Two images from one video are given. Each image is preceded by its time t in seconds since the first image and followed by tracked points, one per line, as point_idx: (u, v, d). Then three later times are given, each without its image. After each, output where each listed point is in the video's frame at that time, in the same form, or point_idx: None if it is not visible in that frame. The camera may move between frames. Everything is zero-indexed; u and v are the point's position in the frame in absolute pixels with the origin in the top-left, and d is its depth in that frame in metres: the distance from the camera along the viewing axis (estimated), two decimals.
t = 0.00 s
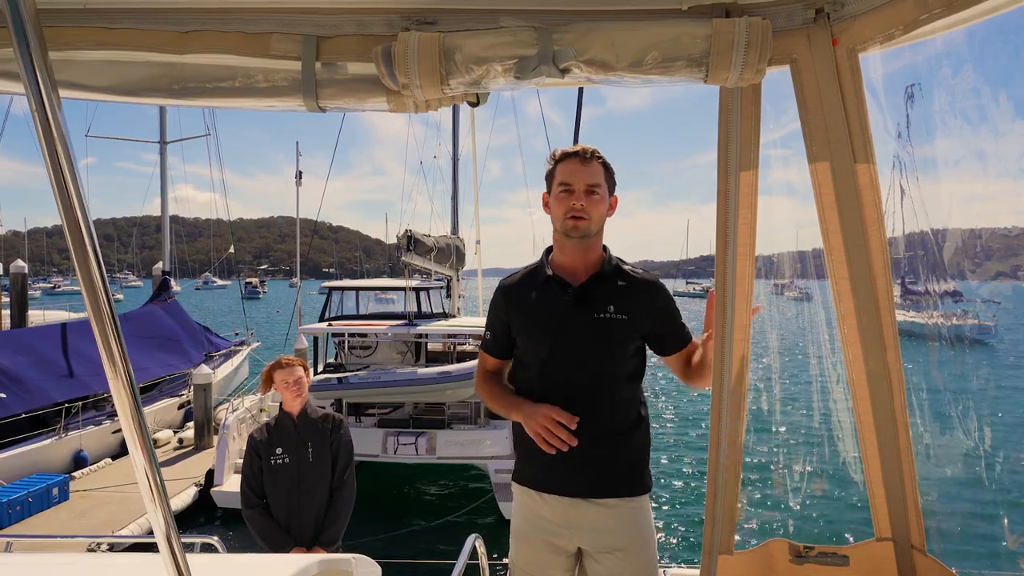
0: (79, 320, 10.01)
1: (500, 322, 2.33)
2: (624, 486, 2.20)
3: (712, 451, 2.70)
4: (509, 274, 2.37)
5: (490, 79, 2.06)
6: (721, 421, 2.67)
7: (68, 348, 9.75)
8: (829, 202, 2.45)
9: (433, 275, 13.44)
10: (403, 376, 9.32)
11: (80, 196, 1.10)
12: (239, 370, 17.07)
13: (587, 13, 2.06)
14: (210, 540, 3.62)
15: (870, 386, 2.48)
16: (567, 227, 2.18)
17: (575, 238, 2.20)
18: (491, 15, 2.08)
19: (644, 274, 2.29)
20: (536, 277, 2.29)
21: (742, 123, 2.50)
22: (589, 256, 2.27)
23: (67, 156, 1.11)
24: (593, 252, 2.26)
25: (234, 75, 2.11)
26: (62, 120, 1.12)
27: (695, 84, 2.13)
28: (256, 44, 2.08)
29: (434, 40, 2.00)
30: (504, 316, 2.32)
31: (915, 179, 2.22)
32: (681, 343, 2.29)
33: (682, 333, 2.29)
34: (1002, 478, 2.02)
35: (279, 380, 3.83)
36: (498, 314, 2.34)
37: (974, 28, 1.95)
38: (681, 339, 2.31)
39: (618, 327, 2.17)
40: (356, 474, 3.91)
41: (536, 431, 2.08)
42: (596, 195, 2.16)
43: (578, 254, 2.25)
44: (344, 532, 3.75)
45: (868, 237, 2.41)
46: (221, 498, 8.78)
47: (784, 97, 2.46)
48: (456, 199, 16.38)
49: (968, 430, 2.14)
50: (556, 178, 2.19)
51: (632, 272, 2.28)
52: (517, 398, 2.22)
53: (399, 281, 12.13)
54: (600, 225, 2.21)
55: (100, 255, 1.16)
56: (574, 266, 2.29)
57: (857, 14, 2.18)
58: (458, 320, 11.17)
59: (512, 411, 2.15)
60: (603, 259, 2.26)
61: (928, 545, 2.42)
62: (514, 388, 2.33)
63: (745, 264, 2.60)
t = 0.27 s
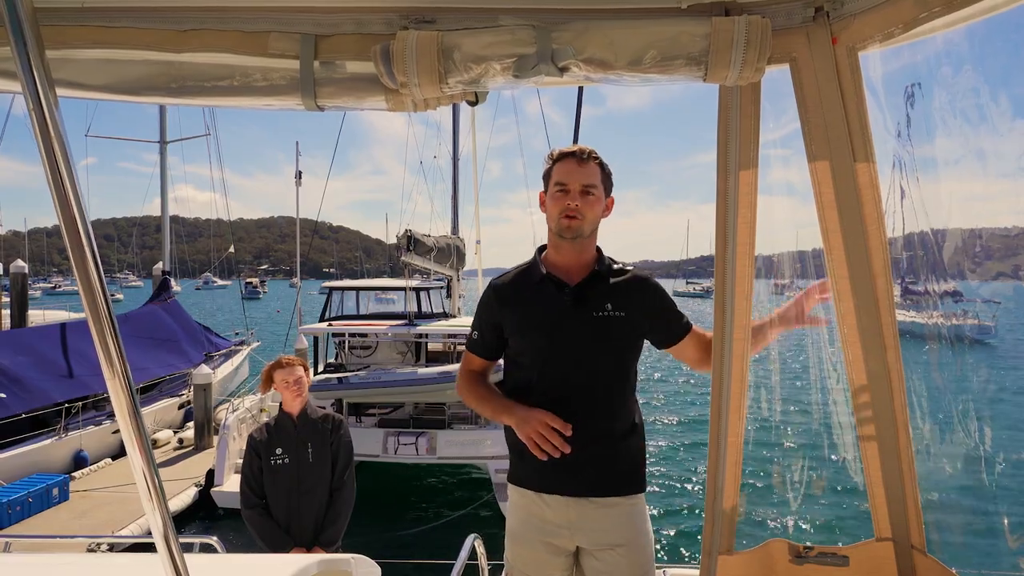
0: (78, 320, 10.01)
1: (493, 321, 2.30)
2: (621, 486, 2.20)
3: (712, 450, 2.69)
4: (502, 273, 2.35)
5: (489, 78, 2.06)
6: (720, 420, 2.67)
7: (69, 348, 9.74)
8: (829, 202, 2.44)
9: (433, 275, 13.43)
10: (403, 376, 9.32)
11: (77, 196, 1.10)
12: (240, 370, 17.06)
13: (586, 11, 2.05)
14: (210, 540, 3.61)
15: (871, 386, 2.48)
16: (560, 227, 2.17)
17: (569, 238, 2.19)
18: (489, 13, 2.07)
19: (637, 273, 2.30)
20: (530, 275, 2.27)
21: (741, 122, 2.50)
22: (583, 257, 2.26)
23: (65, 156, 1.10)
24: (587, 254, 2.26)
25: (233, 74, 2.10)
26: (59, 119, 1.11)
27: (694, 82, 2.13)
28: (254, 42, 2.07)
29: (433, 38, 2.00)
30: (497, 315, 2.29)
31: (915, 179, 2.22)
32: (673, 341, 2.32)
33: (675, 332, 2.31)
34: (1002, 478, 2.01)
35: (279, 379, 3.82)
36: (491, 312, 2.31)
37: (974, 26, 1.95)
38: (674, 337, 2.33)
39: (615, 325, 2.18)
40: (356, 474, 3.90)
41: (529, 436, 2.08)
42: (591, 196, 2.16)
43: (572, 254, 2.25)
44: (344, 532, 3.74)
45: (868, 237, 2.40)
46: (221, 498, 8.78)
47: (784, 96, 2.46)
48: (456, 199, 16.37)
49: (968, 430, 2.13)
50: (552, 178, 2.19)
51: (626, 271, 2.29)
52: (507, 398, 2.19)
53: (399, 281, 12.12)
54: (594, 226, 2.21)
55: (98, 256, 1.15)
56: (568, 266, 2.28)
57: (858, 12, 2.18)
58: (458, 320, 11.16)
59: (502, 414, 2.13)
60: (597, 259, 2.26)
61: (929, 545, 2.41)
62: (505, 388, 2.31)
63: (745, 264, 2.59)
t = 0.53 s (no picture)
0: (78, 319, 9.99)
1: (492, 320, 2.28)
2: (620, 486, 2.18)
3: (712, 449, 2.68)
4: (501, 272, 2.33)
5: (487, 75, 2.04)
6: (721, 419, 2.67)
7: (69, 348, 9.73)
8: (830, 201, 2.43)
9: (433, 275, 13.42)
10: (403, 376, 9.30)
11: (73, 195, 1.08)
12: (240, 370, 17.06)
13: (584, 8, 2.03)
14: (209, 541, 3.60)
15: (873, 386, 2.46)
16: (556, 226, 2.16)
17: (566, 237, 2.18)
18: (488, 10, 2.06)
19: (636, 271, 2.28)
20: (529, 274, 2.26)
21: (741, 120, 2.49)
22: (581, 256, 2.25)
23: (60, 155, 1.09)
24: (585, 252, 2.25)
25: (230, 71, 2.09)
26: (55, 118, 1.10)
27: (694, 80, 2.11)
28: (251, 40, 2.06)
29: (431, 35, 1.98)
30: (496, 313, 2.28)
31: (917, 177, 2.20)
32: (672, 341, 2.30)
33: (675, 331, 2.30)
34: (1006, 478, 2.00)
35: (279, 379, 3.80)
36: (490, 311, 2.29)
37: (977, 23, 1.93)
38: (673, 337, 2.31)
39: (614, 325, 2.16)
40: (356, 475, 3.89)
41: (529, 435, 2.06)
42: (586, 195, 2.14)
43: (570, 254, 2.23)
44: (344, 532, 3.73)
45: (870, 236, 2.39)
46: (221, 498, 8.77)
47: (784, 94, 2.45)
48: (456, 199, 16.36)
49: (972, 429, 2.12)
50: (545, 178, 2.17)
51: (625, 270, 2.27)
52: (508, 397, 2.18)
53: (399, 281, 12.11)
54: (591, 224, 2.19)
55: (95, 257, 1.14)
56: (566, 265, 2.26)
57: (859, 8, 2.16)
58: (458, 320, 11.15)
59: (502, 413, 2.11)
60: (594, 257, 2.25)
61: (932, 545, 2.40)
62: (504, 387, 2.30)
63: (745, 263, 2.58)
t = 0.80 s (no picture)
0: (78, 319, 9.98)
1: (493, 319, 2.27)
2: (620, 487, 2.17)
3: (712, 450, 2.68)
4: (503, 271, 2.31)
5: (486, 72, 2.02)
6: (722, 419, 2.66)
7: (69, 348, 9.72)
8: (832, 199, 2.41)
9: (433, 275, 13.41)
10: (403, 375, 9.29)
11: (67, 191, 1.07)
12: (240, 370, 17.05)
13: (583, 4, 2.02)
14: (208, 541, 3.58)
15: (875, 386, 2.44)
16: (556, 226, 2.15)
17: (567, 237, 2.16)
18: (486, 6, 2.04)
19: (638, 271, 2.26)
20: (530, 273, 2.24)
21: (742, 118, 2.48)
22: (583, 255, 2.23)
23: (54, 151, 1.07)
24: (587, 251, 2.23)
25: (227, 68, 2.07)
26: (49, 115, 1.09)
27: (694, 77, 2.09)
28: (248, 37, 2.05)
29: (429, 32, 1.97)
30: (498, 312, 2.26)
31: (920, 175, 2.18)
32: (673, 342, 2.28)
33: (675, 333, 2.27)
34: (1008, 479, 1.98)
35: (279, 379, 3.79)
36: (492, 310, 2.27)
37: (981, 19, 1.91)
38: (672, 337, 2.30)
39: (614, 325, 2.14)
40: (356, 475, 3.87)
41: (526, 435, 2.06)
42: (584, 192, 2.12)
43: (572, 253, 2.21)
44: (343, 533, 3.71)
45: (872, 236, 2.37)
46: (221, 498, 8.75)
47: (786, 92, 2.43)
48: (456, 199, 16.35)
49: (974, 430, 2.10)
50: (543, 178, 2.16)
51: (626, 269, 2.25)
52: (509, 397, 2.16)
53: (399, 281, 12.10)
54: (592, 222, 2.18)
55: (90, 255, 1.12)
56: (568, 265, 2.24)
57: (862, 4, 2.14)
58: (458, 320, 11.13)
59: (502, 413, 2.10)
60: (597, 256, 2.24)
61: (934, 545, 2.39)
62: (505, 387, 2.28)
63: (746, 262, 2.57)
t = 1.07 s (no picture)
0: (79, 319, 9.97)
1: (498, 320, 2.29)
2: (621, 488, 2.15)
3: (713, 450, 2.68)
4: (509, 272, 2.33)
5: (485, 70, 2.02)
6: (723, 420, 2.65)
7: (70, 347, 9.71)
8: (833, 199, 2.41)
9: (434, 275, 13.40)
10: (403, 375, 9.28)
11: (66, 192, 1.06)
12: (240, 370, 17.05)
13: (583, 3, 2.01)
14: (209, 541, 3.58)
15: (876, 386, 2.44)
16: (559, 225, 2.14)
17: (569, 235, 2.15)
18: (486, 6, 2.04)
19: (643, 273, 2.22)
20: (533, 274, 2.25)
21: (743, 117, 2.47)
22: (584, 253, 2.21)
23: (54, 152, 1.07)
24: (590, 249, 2.21)
25: (227, 68, 2.07)
26: (49, 116, 1.08)
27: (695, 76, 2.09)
28: (248, 36, 2.05)
29: (428, 31, 1.96)
30: (502, 313, 2.28)
31: (921, 175, 2.18)
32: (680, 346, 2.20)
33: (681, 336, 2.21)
34: (1008, 480, 1.98)
35: (281, 379, 3.79)
36: (497, 311, 2.29)
37: (983, 17, 1.90)
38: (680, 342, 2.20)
39: (613, 328, 2.12)
40: (356, 475, 3.86)
41: (528, 433, 2.06)
42: (585, 189, 2.12)
43: (574, 252, 2.20)
44: (344, 533, 3.71)
45: (874, 236, 2.36)
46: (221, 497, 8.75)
47: (786, 91, 2.43)
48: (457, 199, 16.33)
49: (974, 431, 2.09)
50: (543, 177, 2.15)
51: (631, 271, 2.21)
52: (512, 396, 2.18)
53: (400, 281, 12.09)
54: (594, 219, 2.17)
55: (90, 255, 1.12)
56: (571, 264, 2.23)
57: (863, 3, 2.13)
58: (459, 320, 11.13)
59: (504, 411, 2.12)
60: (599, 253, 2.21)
61: (935, 546, 2.38)
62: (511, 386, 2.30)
63: (747, 261, 2.56)
